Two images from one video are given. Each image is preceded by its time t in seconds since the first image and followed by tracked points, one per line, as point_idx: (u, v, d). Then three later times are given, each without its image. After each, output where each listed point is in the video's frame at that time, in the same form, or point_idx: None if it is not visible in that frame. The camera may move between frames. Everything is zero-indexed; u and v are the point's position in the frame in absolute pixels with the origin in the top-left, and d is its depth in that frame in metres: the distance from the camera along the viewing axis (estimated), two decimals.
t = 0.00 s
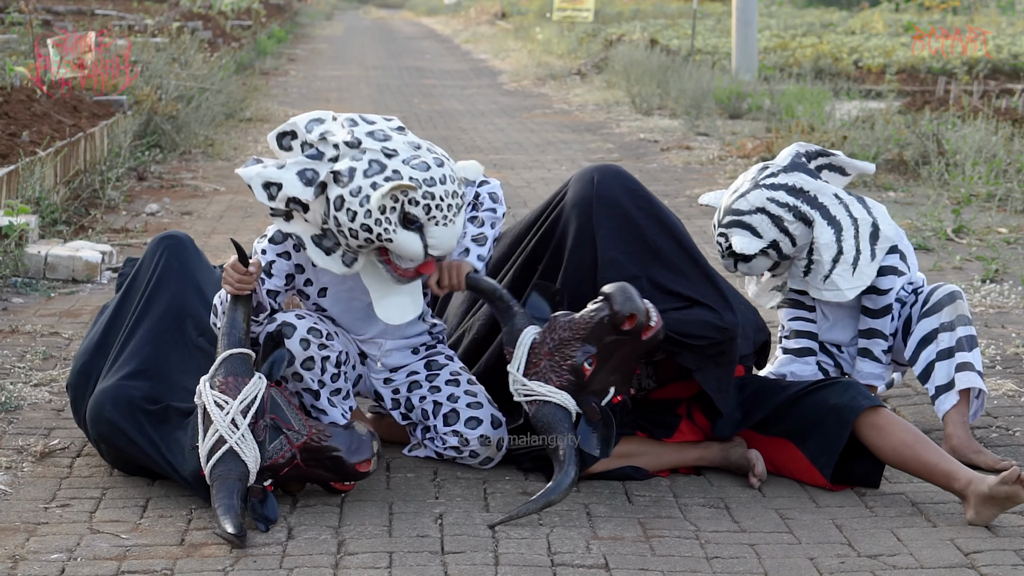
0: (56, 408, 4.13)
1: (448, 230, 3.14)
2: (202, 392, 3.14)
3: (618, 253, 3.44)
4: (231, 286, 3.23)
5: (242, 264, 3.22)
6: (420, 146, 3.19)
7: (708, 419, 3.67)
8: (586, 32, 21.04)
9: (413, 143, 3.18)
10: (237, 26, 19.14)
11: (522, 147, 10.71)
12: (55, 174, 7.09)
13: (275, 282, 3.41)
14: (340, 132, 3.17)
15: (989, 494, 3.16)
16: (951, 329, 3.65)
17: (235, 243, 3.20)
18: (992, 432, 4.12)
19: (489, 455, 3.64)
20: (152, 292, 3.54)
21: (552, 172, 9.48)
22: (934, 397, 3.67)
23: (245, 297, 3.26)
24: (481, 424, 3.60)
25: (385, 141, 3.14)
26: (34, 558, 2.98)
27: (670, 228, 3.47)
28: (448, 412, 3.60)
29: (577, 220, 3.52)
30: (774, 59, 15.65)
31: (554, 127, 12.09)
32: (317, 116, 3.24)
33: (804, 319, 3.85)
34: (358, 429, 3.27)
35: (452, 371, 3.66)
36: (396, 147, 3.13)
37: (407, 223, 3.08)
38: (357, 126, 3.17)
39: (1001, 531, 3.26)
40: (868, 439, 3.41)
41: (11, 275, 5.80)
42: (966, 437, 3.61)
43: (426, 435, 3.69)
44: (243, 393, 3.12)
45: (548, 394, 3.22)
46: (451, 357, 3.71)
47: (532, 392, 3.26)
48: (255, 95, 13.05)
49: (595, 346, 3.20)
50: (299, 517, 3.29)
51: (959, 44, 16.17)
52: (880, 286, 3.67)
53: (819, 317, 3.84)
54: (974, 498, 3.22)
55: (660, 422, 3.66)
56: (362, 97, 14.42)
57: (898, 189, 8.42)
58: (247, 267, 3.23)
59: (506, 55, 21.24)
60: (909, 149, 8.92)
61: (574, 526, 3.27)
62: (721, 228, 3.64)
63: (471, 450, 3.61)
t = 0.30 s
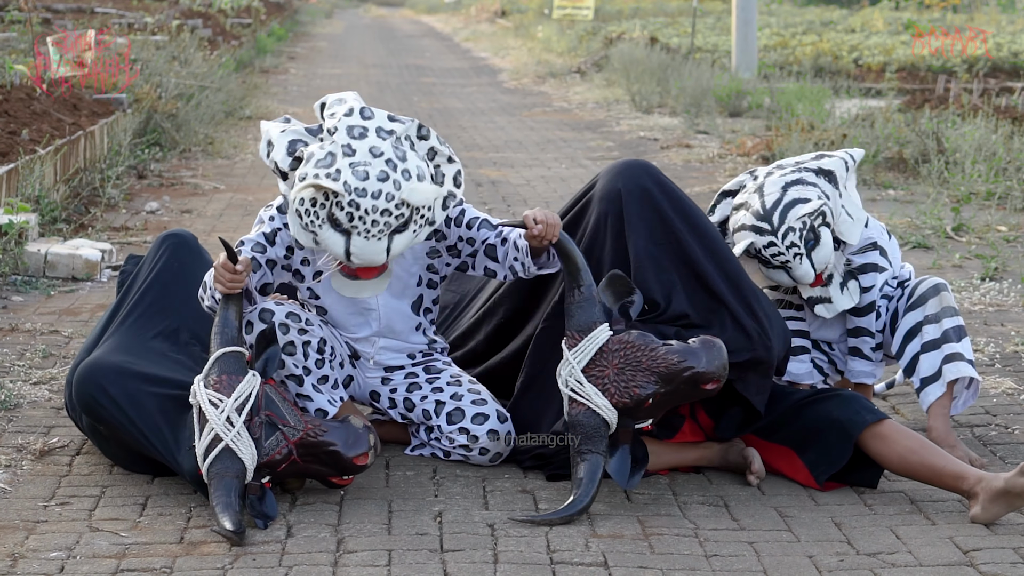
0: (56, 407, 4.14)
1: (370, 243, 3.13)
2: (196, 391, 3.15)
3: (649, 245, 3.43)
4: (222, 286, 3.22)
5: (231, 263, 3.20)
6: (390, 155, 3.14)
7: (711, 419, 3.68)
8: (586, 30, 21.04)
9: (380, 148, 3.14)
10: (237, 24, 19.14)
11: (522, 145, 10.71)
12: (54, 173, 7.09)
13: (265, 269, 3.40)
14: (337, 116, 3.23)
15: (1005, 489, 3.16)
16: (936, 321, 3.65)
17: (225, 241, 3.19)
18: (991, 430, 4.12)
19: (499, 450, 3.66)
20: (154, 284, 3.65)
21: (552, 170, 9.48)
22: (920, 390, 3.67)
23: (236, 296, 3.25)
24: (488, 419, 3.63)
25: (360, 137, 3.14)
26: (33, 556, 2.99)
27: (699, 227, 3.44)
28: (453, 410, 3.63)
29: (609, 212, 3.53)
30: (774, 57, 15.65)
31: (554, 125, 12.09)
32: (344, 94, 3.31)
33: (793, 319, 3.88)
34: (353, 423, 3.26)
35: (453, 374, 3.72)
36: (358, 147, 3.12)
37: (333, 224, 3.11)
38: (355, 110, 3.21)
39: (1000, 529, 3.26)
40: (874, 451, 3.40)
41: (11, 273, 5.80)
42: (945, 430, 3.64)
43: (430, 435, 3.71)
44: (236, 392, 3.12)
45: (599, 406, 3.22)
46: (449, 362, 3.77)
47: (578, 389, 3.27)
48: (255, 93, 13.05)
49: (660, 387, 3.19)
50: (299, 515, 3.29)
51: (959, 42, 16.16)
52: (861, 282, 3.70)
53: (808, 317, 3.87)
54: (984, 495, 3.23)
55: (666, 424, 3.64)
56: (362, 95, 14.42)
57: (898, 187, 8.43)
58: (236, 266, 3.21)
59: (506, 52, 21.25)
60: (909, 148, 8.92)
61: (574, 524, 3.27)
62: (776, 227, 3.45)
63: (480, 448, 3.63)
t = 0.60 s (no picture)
0: (55, 405, 4.13)
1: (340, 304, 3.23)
2: (195, 390, 3.15)
3: (663, 245, 3.44)
4: (218, 285, 3.22)
5: (228, 261, 3.21)
6: (377, 232, 3.11)
7: (710, 418, 3.65)
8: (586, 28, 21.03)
9: (368, 217, 3.11)
10: (237, 22, 19.13)
11: (522, 144, 10.71)
12: (54, 171, 7.08)
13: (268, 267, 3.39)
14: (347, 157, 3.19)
15: (1006, 489, 3.16)
16: (935, 332, 3.67)
17: (223, 241, 3.19)
18: (991, 429, 4.12)
19: (496, 448, 3.67)
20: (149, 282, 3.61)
21: (552, 168, 9.48)
22: (913, 398, 3.70)
23: (233, 295, 3.26)
24: (485, 417, 3.63)
25: (357, 200, 3.12)
26: (32, 554, 2.98)
27: (712, 229, 3.45)
28: (452, 408, 3.63)
29: (627, 213, 3.52)
30: (774, 55, 15.64)
31: (554, 124, 12.09)
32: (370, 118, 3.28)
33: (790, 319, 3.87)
34: (352, 420, 3.26)
35: (451, 372, 3.72)
36: (349, 213, 3.11)
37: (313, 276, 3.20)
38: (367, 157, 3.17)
39: (1000, 528, 3.26)
40: (874, 452, 3.39)
41: (10, 271, 5.80)
42: (940, 434, 3.62)
43: (429, 433, 3.72)
44: (234, 390, 3.12)
45: (605, 401, 3.23)
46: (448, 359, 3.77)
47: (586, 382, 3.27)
48: (255, 91, 13.04)
49: (668, 386, 3.18)
50: (298, 513, 3.29)
51: (959, 40, 16.17)
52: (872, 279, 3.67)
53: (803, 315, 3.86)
54: (985, 493, 3.22)
55: (665, 422, 3.66)
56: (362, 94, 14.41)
57: (898, 186, 8.43)
58: (232, 264, 3.21)
59: (506, 51, 21.24)
60: (908, 146, 8.92)
61: (573, 522, 3.27)
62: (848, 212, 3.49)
63: (478, 446, 3.63)
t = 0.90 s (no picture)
0: (56, 404, 4.14)
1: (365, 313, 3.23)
2: (196, 388, 3.15)
3: (692, 246, 3.46)
4: (219, 284, 3.23)
5: (230, 260, 3.22)
6: (400, 236, 3.13)
7: (712, 416, 3.64)
8: (586, 26, 21.04)
9: (391, 224, 3.13)
10: (237, 21, 19.13)
11: (522, 142, 10.71)
12: (54, 170, 7.08)
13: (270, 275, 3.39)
14: (355, 166, 3.19)
15: (1007, 483, 3.16)
16: (945, 331, 3.67)
17: (225, 241, 3.20)
18: (992, 425, 4.12)
19: (499, 448, 3.66)
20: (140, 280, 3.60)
21: (552, 166, 9.48)
22: (922, 395, 3.70)
23: (235, 294, 3.27)
24: (487, 418, 3.63)
25: (373, 208, 3.12)
26: (34, 553, 2.99)
27: (739, 237, 3.46)
28: (454, 408, 3.64)
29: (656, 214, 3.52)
30: (774, 52, 15.64)
31: (554, 121, 12.09)
32: (368, 122, 3.30)
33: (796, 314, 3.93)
34: (353, 420, 3.27)
35: (452, 371, 3.72)
36: (369, 223, 3.11)
37: (336, 290, 3.19)
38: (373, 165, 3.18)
39: (1002, 524, 3.26)
40: (874, 453, 3.40)
41: (11, 270, 5.80)
42: (943, 432, 3.61)
43: (430, 433, 3.72)
44: (236, 389, 3.13)
45: (613, 382, 3.23)
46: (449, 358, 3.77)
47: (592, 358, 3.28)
48: (255, 90, 13.04)
49: (672, 366, 3.16)
50: (299, 512, 3.29)
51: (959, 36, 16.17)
52: (882, 279, 3.75)
53: (812, 311, 3.94)
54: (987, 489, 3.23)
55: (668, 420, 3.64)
56: (363, 93, 14.41)
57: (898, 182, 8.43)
58: (234, 263, 3.23)
59: (506, 49, 21.23)
60: (909, 143, 8.91)
61: (574, 520, 3.27)
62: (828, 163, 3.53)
63: (480, 446, 3.63)
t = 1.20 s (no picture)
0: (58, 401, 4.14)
1: (439, 197, 3.21)
2: (195, 387, 3.15)
3: (711, 249, 3.46)
4: (217, 283, 3.23)
5: (226, 259, 3.22)
6: (411, 116, 3.26)
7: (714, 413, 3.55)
8: (588, 23, 21.03)
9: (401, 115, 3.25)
10: (239, 18, 19.11)
11: (524, 138, 10.70)
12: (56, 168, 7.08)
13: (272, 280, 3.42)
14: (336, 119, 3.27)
15: (1003, 472, 3.16)
16: (945, 324, 3.66)
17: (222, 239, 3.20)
18: (994, 421, 4.11)
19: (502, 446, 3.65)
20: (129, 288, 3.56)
21: (554, 162, 9.47)
22: (924, 389, 3.69)
23: (232, 293, 3.27)
24: (492, 416, 3.62)
25: (374, 117, 3.25)
26: (36, 551, 2.99)
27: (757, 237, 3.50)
28: (458, 406, 3.63)
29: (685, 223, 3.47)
30: (777, 49, 15.63)
31: (556, 118, 12.08)
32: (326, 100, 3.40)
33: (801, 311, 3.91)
34: (353, 417, 3.27)
35: (456, 368, 3.71)
36: (383, 122, 3.23)
37: (397, 196, 3.18)
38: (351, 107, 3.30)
39: (1003, 520, 3.25)
40: (875, 467, 3.44)
41: (13, 268, 5.80)
42: (943, 429, 3.62)
43: (434, 430, 3.72)
44: (235, 386, 3.12)
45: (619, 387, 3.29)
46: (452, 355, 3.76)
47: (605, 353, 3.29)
48: (256, 87, 13.04)
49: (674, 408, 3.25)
50: (301, 509, 3.29)
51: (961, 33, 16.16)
52: (885, 276, 3.75)
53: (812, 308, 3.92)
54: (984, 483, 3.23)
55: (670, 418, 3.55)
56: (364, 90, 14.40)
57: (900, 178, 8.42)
58: (231, 262, 3.23)
59: (508, 45, 21.22)
60: (911, 139, 8.90)
61: (575, 517, 3.27)
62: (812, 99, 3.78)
63: (483, 444, 3.63)
